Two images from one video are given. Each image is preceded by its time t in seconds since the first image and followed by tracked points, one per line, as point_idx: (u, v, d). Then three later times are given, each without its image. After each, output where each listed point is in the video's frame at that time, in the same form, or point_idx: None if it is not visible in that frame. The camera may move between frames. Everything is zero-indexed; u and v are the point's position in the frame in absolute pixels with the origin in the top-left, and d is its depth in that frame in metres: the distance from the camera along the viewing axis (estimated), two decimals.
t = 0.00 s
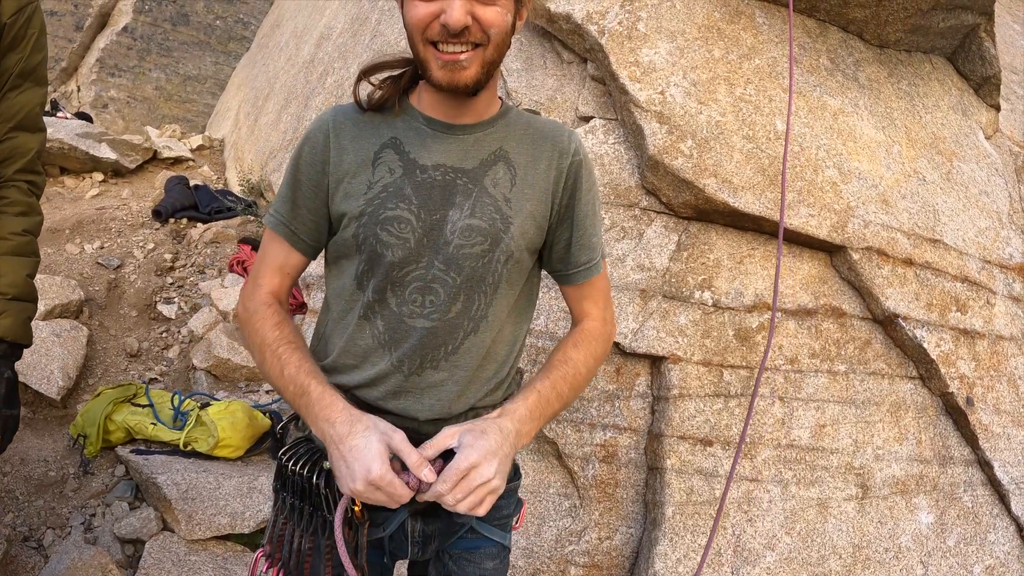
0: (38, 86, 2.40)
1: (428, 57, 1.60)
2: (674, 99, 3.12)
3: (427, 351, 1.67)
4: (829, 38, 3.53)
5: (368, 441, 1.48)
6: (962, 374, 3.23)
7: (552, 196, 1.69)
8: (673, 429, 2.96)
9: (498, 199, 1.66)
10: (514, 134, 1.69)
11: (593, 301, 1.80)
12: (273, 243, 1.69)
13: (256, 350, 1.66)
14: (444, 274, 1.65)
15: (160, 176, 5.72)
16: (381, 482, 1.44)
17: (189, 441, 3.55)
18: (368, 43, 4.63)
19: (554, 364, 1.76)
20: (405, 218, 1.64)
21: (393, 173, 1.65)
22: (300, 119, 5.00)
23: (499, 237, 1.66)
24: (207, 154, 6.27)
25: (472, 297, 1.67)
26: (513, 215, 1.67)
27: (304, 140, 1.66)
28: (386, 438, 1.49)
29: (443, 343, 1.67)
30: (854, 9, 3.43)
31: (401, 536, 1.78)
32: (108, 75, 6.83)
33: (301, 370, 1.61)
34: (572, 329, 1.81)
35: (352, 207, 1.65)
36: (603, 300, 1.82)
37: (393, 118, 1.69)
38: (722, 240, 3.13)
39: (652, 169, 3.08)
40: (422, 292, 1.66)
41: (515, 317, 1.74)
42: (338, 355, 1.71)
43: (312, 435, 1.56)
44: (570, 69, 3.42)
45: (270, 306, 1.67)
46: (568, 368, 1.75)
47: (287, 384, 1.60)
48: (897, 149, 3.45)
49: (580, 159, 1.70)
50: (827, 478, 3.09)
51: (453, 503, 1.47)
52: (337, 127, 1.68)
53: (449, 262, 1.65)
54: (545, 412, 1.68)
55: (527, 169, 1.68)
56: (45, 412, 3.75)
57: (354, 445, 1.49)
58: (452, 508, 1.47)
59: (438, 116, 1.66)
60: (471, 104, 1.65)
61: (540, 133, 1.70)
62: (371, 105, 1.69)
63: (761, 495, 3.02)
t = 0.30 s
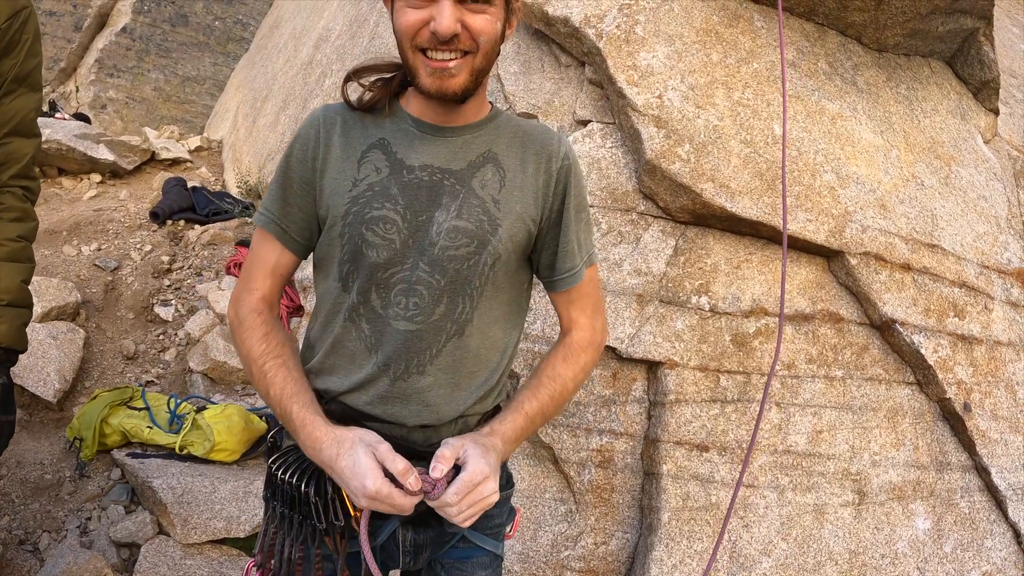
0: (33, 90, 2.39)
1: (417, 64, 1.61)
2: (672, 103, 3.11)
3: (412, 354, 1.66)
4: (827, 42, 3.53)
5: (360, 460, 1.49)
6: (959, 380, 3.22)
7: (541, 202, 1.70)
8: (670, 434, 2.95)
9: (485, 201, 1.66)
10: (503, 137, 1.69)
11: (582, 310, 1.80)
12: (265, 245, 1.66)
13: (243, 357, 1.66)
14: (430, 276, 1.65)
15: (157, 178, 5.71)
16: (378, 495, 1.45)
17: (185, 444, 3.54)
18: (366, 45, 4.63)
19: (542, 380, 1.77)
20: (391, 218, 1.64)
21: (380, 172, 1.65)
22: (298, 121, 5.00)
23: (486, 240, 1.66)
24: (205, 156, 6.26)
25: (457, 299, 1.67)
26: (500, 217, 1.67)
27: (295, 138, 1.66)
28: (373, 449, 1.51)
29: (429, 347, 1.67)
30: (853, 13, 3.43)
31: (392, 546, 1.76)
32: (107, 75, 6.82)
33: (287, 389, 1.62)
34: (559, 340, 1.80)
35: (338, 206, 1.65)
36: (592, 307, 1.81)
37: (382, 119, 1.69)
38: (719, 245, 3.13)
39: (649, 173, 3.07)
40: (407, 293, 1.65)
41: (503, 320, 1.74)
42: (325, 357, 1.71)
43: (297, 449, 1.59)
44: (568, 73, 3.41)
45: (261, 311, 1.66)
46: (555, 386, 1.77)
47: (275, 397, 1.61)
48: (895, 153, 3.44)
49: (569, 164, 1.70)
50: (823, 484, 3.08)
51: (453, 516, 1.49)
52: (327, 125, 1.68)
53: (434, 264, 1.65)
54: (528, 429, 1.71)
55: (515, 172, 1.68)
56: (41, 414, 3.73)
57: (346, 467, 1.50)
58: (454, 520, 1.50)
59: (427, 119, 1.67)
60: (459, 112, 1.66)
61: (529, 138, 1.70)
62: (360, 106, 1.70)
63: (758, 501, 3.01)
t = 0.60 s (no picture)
0: (28, 91, 2.39)
1: (408, 60, 1.60)
2: (669, 102, 3.10)
3: (403, 356, 1.66)
4: (825, 40, 3.52)
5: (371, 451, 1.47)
6: (958, 379, 3.20)
7: (533, 204, 1.71)
8: (666, 434, 2.94)
9: (476, 205, 1.67)
10: (493, 140, 1.70)
11: (575, 303, 1.84)
12: (247, 244, 1.64)
13: (230, 359, 1.61)
14: (422, 279, 1.65)
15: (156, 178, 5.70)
16: (383, 494, 1.44)
17: (180, 445, 3.52)
18: (364, 45, 4.63)
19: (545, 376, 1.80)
20: (383, 221, 1.64)
21: (372, 175, 1.64)
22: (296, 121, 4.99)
23: (476, 243, 1.67)
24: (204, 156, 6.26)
25: (449, 303, 1.67)
26: (491, 221, 1.67)
27: (285, 136, 1.64)
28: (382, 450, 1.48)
29: (420, 349, 1.66)
30: (851, 11, 3.42)
31: (380, 547, 1.74)
32: (107, 76, 6.82)
33: (282, 382, 1.58)
34: (556, 335, 1.85)
35: (329, 209, 1.63)
36: (583, 300, 1.86)
37: (374, 119, 1.68)
38: (716, 244, 3.12)
39: (646, 172, 3.06)
40: (398, 296, 1.64)
41: (492, 321, 1.75)
42: (314, 356, 1.69)
43: (292, 449, 1.53)
44: (565, 72, 3.40)
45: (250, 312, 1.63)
46: (563, 376, 1.81)
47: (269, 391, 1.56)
48: (893, 152, 3.43)
49: (562, 167, 1.72)
50: (821, 484, 3.07)
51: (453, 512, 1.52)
52: (318, 124, 1.67)
53: (426, 267, 1.65)
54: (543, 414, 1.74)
55: (506, 175, 1.69)
56: (38, 414, 3.73)
57: (350, 456, 1.47)
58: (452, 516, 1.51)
59: (419, 120, 1.67)
60: (451, 108, 1.65)
61: (521, 141, 1.71)
62: (351, 105, 1.68)
63: (755, 501, 3.00)
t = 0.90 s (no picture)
0: (22, 97, 2.38)
1: (405, 72, 1.60)
2: (665, 104, 3.09)
3: (402, 364, 1.64)
4: (821, 42, 3.51)
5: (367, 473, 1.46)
6: (956, 381, 3.20)
7: (529, 212, 1.70)
8: (664, 438, 2.93)
9: (473, 215, 1.66)
10: (489, 150, 1.69)
11: (581, 317, 1.81)
12: (243, 254, 1.63)
13: (224, 374, 1.60)
14: (421, 288, 1.64)
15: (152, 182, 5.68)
16: (388, 510, 1.42)
17: (177, 449, 3.52)
18: (360, 48, 4.62)
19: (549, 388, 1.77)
20: (380, 231, 1.63)
21: (369, 185, 1.64)
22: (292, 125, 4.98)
23: (474, 252, 1.66)
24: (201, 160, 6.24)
25: (447, 311, 1.66)
26: (488, 229, 1.66)
27: (281, 145, 1.63)
28: (378, 467, 1.48)
29: (418, 356, 1.65)
30: (847, 13, 3.41)
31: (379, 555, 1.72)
32: (103, 80, 6.80)
33: (277, 406, 1.56)
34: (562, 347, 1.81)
35: (328, 219, 1.63)
36: (590, 314, 1.82)
37: (371, 127, 1.67)
38: (714, 247, 3.11)
39: (642, 175, 3.05)
40: (397, 306, 1.64)
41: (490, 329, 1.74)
42: (313, 367, 1.67)
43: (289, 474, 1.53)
44: (561, 75, 3.40)
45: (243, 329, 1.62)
46: (564, 388, 1.77)
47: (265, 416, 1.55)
48: (890, 153, 3.42)
49: (554, 172, 1.70)
50: (820, 487, 3.05)
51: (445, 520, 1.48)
52: (314, 132, 1.65)
53: (425, 276, 1.64)
54: (542, 433, 1.70)
55: (502, 184, 1.68)
56: (34, 419, 3.71)
57: (350, 480, 1.45)
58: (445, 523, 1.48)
59: (416, 129, 1.66)
60: (448, 119, 1.64)
61: (515, 149, 1.70)
62: (349, 113, 1.68)
63: (754, 504, 2.99)
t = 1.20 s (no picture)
0: (26, 99, 2.39)
1: (411, 98, 1.62)
2: (664, 105, 3.11)
3: (404, 358, 1.66)
4: (819, 43, 3.53)
5: (365, 474, 1.47)
6: (955, 380, 3.21)
7: (533, 211, 1.71)
8: (665, 437, 2.94)
9: (475, 211, 1.67)
10: (492, 151, 1.70)
11: (593, 307, 1.82)
12: (257, 258, 1.64)
13: (233, 375, 1.61)
14: (423, 282, 1.65)
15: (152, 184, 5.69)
16: (388, 509, 1.43)
17: (179, 451, 3.52)
18: (360, 51, 4.63)
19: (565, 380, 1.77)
20: (383, 225, 1.64)
21: (373, 181, 1.66)
22: (292, 127, 5.00)
23: (476, 247, 1.67)
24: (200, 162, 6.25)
25: (449, 306, 1.67)
26: (490, 226, 1.68)
27: (291, 147, 1.65)
28: (378, 468, 1.49)
29: (421, 351, 1.66)
30: (845, 14, 3.43)
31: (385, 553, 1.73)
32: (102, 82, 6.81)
33: (286, 411, 1.58)
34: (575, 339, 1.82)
35: (331, 214, 1.64)
36: (601, 304, 1.84)
37: (376, 131, 1.70)
38: (713, 248, 3.12)
39: (642, 176, 3.06)
40: (399, 299, 1.65)
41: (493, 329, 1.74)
42: (317, 361, 1.69)
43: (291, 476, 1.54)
44: (560, 77, 3.41)
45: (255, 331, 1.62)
46: (577, 377, 1.77)
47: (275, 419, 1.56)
48: (888, 153, 3.44)
49: (556, 175, 1.72)
50: (820, 485, 3.07)
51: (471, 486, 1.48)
52: (322, 135, 1.68)
53: (427, 270, 1.65)
54: (559, 421, 1.70)
55: (504, 183, 1.69)
56: (35, 421, 3.72)
57: (350, 483, 1.47)
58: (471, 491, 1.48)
59: (421, 133, 1.68)
60: (451, 134, 1.68)
61: (518, 151, 1.72)
62: (356, 118, 1.69)
63: (754, 503, 3.01)
